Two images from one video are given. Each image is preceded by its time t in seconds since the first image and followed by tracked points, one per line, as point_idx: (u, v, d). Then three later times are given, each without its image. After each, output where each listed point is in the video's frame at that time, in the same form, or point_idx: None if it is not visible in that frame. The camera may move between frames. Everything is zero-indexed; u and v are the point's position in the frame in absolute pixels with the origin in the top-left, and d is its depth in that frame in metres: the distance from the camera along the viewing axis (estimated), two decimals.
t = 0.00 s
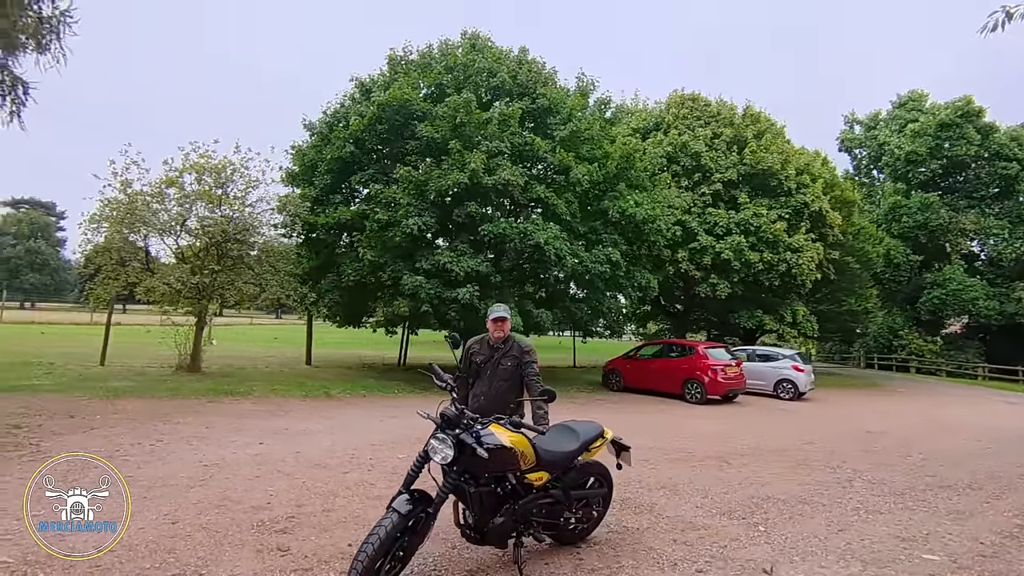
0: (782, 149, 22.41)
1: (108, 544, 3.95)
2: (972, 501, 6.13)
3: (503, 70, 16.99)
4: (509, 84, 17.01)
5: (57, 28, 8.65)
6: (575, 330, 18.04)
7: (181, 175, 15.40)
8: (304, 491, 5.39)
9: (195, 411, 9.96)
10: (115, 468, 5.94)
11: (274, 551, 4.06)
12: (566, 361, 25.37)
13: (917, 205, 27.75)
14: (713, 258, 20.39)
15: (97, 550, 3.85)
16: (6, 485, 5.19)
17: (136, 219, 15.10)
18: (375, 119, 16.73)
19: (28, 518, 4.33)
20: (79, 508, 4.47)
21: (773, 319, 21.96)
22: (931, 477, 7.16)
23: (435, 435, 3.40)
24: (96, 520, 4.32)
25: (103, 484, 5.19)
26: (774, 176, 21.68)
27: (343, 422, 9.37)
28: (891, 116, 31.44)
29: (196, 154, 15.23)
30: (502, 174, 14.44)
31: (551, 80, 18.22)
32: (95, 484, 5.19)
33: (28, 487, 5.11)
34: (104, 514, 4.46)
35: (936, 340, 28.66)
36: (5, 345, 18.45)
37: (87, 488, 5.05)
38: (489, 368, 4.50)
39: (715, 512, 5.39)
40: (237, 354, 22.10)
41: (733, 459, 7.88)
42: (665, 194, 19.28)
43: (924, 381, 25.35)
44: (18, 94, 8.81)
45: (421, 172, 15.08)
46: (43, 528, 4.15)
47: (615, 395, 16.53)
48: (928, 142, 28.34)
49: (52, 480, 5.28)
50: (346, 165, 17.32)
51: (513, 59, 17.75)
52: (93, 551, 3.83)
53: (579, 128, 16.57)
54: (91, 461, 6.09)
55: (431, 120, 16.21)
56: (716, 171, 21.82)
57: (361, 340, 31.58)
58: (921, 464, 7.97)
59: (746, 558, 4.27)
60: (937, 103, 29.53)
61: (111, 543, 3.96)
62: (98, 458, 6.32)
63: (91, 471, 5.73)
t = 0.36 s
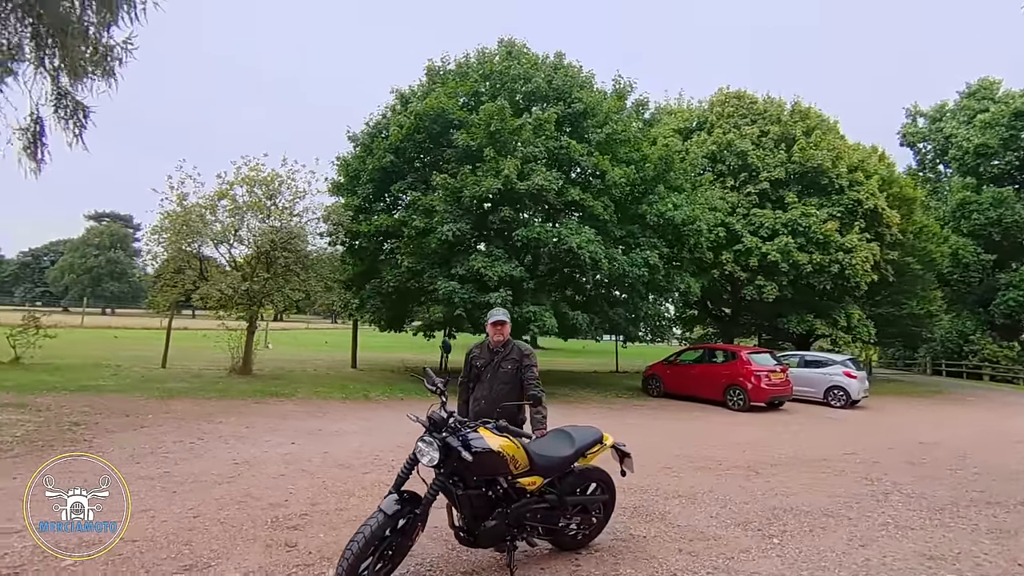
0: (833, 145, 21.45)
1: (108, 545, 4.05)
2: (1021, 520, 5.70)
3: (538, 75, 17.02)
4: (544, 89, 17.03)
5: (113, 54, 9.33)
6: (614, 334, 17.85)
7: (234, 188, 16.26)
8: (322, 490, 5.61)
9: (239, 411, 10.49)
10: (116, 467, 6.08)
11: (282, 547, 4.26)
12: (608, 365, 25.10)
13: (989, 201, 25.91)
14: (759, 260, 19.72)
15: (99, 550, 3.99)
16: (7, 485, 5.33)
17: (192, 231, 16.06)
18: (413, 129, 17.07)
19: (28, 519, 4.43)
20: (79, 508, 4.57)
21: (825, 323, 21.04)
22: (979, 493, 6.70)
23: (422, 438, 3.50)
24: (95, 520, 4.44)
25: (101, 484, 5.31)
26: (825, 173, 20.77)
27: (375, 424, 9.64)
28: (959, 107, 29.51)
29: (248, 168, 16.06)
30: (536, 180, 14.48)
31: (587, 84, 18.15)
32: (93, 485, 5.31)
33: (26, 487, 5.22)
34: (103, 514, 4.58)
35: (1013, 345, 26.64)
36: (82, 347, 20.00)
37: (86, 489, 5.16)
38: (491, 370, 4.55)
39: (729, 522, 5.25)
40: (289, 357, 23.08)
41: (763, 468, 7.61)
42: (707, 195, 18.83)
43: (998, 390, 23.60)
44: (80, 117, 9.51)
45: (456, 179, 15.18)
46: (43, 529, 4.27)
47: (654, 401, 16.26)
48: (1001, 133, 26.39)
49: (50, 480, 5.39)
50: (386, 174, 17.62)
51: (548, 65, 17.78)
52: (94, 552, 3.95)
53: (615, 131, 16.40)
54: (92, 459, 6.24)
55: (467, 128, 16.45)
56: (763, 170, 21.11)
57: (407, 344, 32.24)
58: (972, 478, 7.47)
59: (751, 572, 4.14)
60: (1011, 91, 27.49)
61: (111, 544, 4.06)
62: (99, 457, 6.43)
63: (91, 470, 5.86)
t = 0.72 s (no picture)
0: (885, 140, 20.47)
1: (108, 546, 4.16)
2: None
3: (571, 80, 17.00)
4: (577, 93, 16.98)
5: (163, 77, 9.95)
6: (651, 338, 17.60)
7: (279, 199, 17.00)
8: (340, 489, 5.83)
9: (278, 412, 10.96)
10: (116, 467, 6.24)
11: (293, 542, 4.48)
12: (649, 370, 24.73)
13: None
14: (804, 261, 19.04)
15: (98, 550, 4.08)
16: (7, 486, 5.49)
17: (240, 240, 16.87)
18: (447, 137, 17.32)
19: (29, 519, 4.59)
20: (79, 508, 4.73)
21: (877, 327, 20.10)
22: None
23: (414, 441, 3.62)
24: (95, 520, 4.57)
25: (101, 484, 5.46)
26: (875, 170, 19.85)
27: (405, 426, 9.89)
28: None
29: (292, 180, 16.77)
30: (567, 184, 14.48)
31: (622, 86, 18.01)
32: (93, 485, 5.47)
33: (27, 488, 5.39)
34: (103, 515, 4.71)
35: None
36: (145, 351, 21.34)
37: (86, 489, 5.33)
38: (494, 374, 4.54)
39: (741, 531, 5.15)
40: (335, 360, 23.87)
41: (791, 477, 7.39)
42: (748, 195, 18.31)
43: None
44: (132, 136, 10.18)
45: (488, 185, 15.34)
46: (44, 529, 4.41)
47: (691, 406, 15.95)
48: None
49: (51, 480, 5.56)
50: (422, 182, 17.93)
51: (581, 69, 17.74)
52: (95, 553, 4.05)
53: (649, 133, 16.19)
54: (92, 459, 6.41)
55: (500, 134, 16.62)
56: (809, 167, 20.34)
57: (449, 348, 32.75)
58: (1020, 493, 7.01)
59: None
60: None
61: (111, 545, 4.16)
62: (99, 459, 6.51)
63: (91, 470, 6.02)
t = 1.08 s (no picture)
0: (943, 129, 19.35)
1: (108, 546, 4.19)
2: None
3: (604, 79, 16.85)
4: (611, 92, 16.81)
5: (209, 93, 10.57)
6: (690, 339, 17.26)
7: (321, 204, 17.59)
8: (358, 485, 6.03)
9: (315, 411, 11.39)
10: (116, 467, 6.28)
11: (305, 534, 4.69)
12: (691, 372, 24.23)
13: None
14: (853, 257, 18.23)
15: (99, 550, 4.12)
16: (8, 484, 5.52)
17: (284, 245, 17.55)
18: (481, 140, 17.45)
19: (29, 518, 4.61)
20: (79, 508, 4.76)
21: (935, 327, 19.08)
22: None
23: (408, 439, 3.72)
24: (95, 520, 4.61)
25: (102, 484, 5.50)
26: (932, 161, 18.83)
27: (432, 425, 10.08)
28: None
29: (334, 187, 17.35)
30: (599, 185, 14.38)
31: (658, 84, 17.73)
32: (93, 485, 5.51)
33: (28, 487, 5.42)
34: (103, 515, 4.75)
35: None
36: (202, 351, 22.51)
37: (85, 489, 5.36)
38: (501, 375, 4.45)
39: (753, 537, 5.02)
40: (378, 360, 24.56)
41: (821, 483, 7.12)
42: (790, 191, 17.70)
43: None
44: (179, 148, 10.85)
45: (520, 187, 15.44)
46: (44, 528, 4.44)
47: (731, 409, 15.58)
48: None
49: (51, 480, 5.59)
50: (457, 185, 18.17)
51: (615, 67, 17.58)
52: (96, 552, 4.07)
53: (684, 130, 15.87)
54: (90, 460, 6.44)
55: (533, 136, 16.69)
56: (859, 160, 19.41)
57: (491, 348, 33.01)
58: None
59: None
60: None
61: (110, 545, 4.19)
62: (101, 459, 6.56)
63: (90, 470, 6.06)
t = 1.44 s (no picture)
0: (996, 117, 18.30)
1: (107, 546, 4.20)
2: None
3: (632, 75, 16.55)
4: (640, 89, 16.52)
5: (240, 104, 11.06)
6: (723, 339, 16.87)
7: (353, 207, 17.93)
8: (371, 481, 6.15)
9: (344, 409, 11.66)
10: (115, 467, 6.27)
11: (312, 528, 4.80)
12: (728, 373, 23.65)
13: None
14: (898, 252, 17.43)
15: (98, 550, 4.12)
16: (8, 485, 5.53)
17: (317, 247, 17.99)
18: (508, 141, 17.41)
19: (29, 518, 4.61)
20: (79, 508, 4.77)
21: (988, 327, 18.36)
22: None
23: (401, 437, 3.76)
24: (95, 520, 4.61)
25: (101, 484, 5.50)
26: (983, 151, 17.94)
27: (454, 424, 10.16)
28: None
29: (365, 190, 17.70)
30: (624, 183, 14.20)
31: (688, 79, 17.37)
32: (92, 485, 5.51)
33: (27, 487, 5.41)
34: (103, 515, 4.75)
35: None
36: (243, 350, 23.30)
37: (85, 489, 5.36)
38: (501, 374, 4.42)
39: (763, 543, 4.86)
40: (411, 360, 24.90)
41: (847, 489, 6.85)
42: (827, 186, 17.10)
43: None
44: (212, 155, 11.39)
45: (546, 186, 15.40)
46: (44, 528, 4.44)
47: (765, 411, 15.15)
48: None
49: (51, 480, 5.59)
50: (485, 186, 18.18)
51: (643, 63, 17.31)
52: (95, 553, 4.08)
53: (715, 125, 15.48)
54: (88, 459, 6.43)
55: (560, 136, 16.60)
56: (904, 152, 18.54)
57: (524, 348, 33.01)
58: None
59: None
60: None
61: (109, 546, 4.20)
62: (99, 458, 6.56)
63: (89, 469, 6.06)
